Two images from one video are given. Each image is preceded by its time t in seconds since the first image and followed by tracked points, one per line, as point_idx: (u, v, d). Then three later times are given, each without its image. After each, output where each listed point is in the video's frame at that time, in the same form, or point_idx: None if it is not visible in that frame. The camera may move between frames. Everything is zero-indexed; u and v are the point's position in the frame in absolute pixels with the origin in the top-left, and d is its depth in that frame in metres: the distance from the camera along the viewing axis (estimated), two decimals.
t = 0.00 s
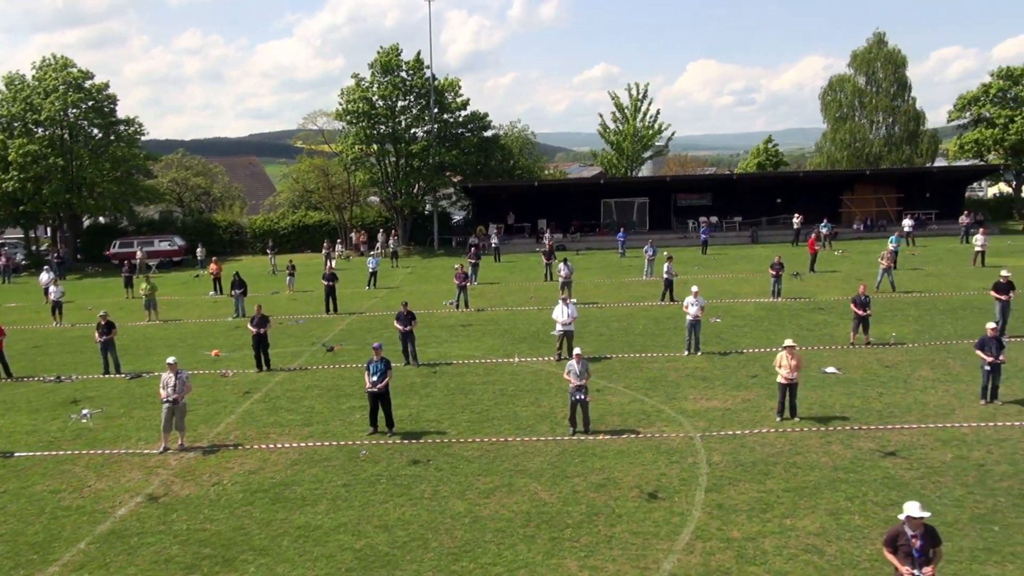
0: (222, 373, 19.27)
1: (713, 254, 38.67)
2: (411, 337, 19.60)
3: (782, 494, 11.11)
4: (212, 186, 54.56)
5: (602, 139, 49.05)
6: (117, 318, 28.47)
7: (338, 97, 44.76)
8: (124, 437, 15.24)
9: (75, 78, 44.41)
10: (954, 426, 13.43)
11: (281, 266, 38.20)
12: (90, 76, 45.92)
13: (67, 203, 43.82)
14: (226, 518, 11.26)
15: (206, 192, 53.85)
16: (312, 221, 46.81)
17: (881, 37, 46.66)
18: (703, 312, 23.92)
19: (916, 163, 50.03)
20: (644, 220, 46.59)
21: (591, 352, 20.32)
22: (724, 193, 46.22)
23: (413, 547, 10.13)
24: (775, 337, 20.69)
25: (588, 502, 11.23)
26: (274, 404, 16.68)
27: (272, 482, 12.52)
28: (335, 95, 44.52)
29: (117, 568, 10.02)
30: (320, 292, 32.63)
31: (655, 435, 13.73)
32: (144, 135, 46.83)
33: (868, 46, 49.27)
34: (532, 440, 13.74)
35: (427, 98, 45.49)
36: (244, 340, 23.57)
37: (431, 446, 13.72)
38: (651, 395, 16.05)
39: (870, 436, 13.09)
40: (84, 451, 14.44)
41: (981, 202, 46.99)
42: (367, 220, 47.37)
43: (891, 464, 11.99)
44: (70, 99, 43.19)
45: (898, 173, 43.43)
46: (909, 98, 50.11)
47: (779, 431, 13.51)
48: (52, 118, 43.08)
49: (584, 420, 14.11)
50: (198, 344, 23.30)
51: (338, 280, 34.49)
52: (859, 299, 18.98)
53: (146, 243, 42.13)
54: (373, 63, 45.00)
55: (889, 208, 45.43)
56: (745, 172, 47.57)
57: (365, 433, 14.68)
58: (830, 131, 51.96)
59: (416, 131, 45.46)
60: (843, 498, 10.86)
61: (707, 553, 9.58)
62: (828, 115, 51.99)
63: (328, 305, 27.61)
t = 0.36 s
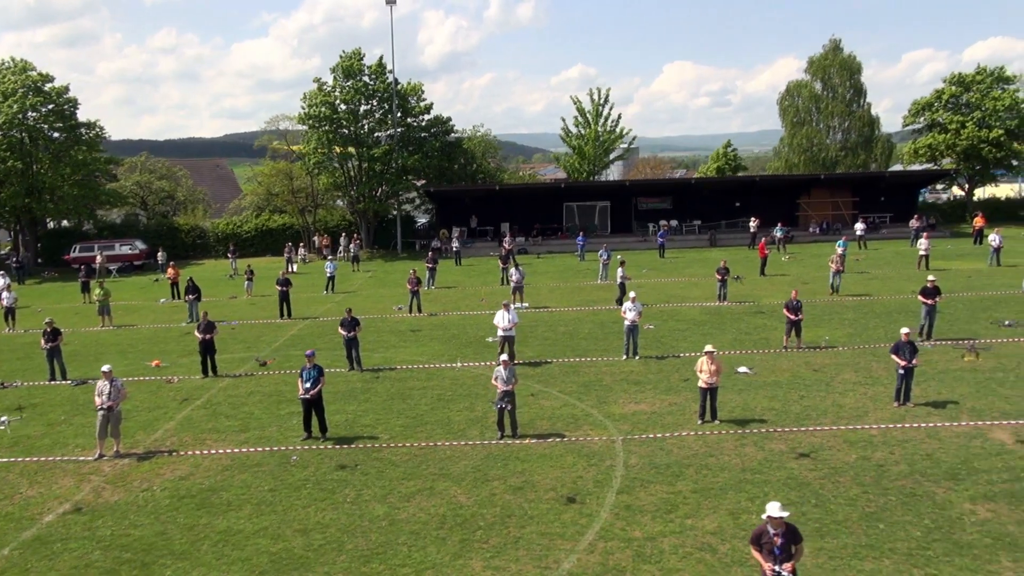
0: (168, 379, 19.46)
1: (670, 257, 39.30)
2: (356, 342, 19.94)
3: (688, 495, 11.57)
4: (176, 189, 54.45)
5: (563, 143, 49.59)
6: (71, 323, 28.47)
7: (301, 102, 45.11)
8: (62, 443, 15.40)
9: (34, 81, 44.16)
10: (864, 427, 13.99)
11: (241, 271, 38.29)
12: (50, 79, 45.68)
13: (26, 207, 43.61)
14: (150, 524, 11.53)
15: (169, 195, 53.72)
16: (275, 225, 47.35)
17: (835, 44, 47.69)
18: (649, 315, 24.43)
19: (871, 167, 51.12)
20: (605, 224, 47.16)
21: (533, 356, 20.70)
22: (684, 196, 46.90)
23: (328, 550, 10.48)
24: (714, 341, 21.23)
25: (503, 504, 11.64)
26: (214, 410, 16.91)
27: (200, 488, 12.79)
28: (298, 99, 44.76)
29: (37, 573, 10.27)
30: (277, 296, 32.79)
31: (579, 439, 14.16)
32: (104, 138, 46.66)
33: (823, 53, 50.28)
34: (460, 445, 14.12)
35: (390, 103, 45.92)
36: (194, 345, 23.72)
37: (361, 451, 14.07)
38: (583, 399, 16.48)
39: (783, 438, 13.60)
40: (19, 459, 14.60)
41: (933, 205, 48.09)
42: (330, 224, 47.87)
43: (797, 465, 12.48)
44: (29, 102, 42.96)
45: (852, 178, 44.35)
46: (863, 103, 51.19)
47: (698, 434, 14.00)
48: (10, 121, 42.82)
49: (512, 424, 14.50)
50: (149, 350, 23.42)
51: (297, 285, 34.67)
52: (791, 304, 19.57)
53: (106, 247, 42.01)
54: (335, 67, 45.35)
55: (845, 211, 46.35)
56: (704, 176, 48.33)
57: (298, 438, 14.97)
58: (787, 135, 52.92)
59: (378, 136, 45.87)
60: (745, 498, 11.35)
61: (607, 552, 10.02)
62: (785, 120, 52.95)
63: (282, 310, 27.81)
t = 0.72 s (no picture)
0: (114, 385, 19.59)
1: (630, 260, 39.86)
2: (303, 347, 20.20)
3: (604, 496, 11.99)
4: (140, 191, 54.21)
5: (527, 146, 50.03)
6: (25, 327, 28.40)
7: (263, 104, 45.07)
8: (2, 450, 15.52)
9: None
10: (784, 429, 14.51)
11: (203, 273, 38.32)
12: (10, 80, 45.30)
13: None
14: (79, 530, 11.76)
15: (133, 196, 53.50)
16: (238, 227, 47.34)
17: (794, 48, 48.58)
18: (597, 319, 24.93)
19: (828, 170, 52.11)
20: (568, 226, 47.62)
21: (479, 359, 21.07)
22: (646, 199, 47.50)
23: (249, 554, 10.80)
24: (656, 344, 21.74)
25: (426, 507, 11.99)
26: (156, 416, 17.10)
27: (133, 493, 13.03)
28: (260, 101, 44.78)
29: None
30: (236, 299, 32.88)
31: (509, 442, 14.55)
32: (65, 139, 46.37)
33: (782, 58, 51.21)
34: (392, 449, 14.47)
35: (353, 106, 46.01)
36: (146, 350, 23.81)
37: (295, 456, 14.37)
38: (519, 403, 16.88)
39: (704, 440, 14.07)
40: None
41: (888, 208, 49.14)
42: (294, 226, 47.93)
43: (713, 467, 12.94)
44: None
45: (809, 181, 45.18)
46: (820, 108, 52.24)
47: (623, 436, 14.44)
48: None
49: (445, 428, 14.86)
50: (100, 355, 23.49)
51: (256, 288, 34.78)
52: (729, 308, 20.14)
53: (67, 249, 41.78)
54: (298, 70, 45.51)
55: (803, 214, 47.22)
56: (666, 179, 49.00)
57: (236, 443, 15.23)
58: (747, 139, 53.72)
59: (342, 138, 45.97)
60: (658, 499, 11.79)
61: (517, 553, 10.42)
62: (745, 124, 53.60)
63: (237, 314, 27.95)
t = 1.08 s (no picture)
0: (59, 390, 19.62)
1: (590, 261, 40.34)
2: (249, 351, 20.34)
3: (527, 499, 12.32)
4: (101, 190, 53.83)
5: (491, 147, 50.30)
6: None
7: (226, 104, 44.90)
8: None
9: None
10: (710, 432, 14.93)
11: (163, 275, 38.17)
12: None
13: None
14: (6, 538, 11.88)
15: (94, 196, 53.11)
16: (200, 227, 47.30)
17: (754, 52, 49.31)
18: (547, 322, 25.27)
19: (787, 172, 52.95)
20: (532, 227, 47.96)
21: (426, 363, 21.31)
22: (608, 200, 47.95)
23: (174, 560, 11.01)
24: (602, 347, 22.11)
25: (352, 512, 12.26)
26: (97, 422, 17.19)
27: (66, 500, 13.17)
28: (223, 102, 44.60)
29: None
30: (193, 301, 32.84)
31: (443, 446, 14.86)
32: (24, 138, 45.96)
33: (742, 62, 51.97)
34: (328, 453, 14.73)
35: (316, 106, 45.97)
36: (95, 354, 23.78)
37: (231, 461, 14.59)
38: (459, 407, 17.16)
39: (632, 443, 14.44)
40: None
41: (845, 209, 50.03)
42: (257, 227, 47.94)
43: (636, 469, 13.31)
44: None
45: (768, 183, 45.90)
46: (780, 111, 53.10)
47: (555, 440, 14.77)
48: None
49: (380, 433, 15.12)
50: (48, 359, 23.42)
51: (214, 290, 34.74)
52: (670, 312, 20.57)
53: (24, 249, 41.40)
54: (260, 70, 45.41)
55: (762, 215, 48.00)
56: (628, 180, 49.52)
57: (174, 448, 15.41)
58: (709, 141, 54.39)
59: (305, 138, 45.91)
60: (578, 502, 12.14)
61: (434, 557, 10.74)
62: (707, 126, 54.22)
63: (191, 316, 27.97)
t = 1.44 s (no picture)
0: (3, 397, 19.56)
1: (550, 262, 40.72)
2: (196, 356, 20.40)
3: (454, 504, 12.59)
4: (61, 190, 53.29)
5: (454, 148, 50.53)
6: None
7: (185, 105, 44.63)
8: None
9: None
10: (641, 435, 15.29)
11: (120, 277, 37.93)
12: None
13: None
14: None
15: (53, 196, 52.55)
16: (161, 228, 47.15)
17: (713, 55, 49.99)
18: (498, 325, 25.52)
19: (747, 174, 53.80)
20: (495, 228, 48.23)
21: (374, 366, 21.48)
22: (571, 201, 48.32)
23: (100, 569, 11.16)
24: (549, 350, 22.41)
25: (282, 519, 12.47)
26: (38, 429, 17.20)
27: None
28: (182, 102, 44.34)
29: None
30: (149, 304, 32.71)
31: (380, 451, 15.09)
32: None
33: (702, 65, 52.66)
34: (265, 459, 14.92)
35: (278, 107, 45.82)
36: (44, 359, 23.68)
37: (168, 468, 14.72)
38: (400, 411, 17.36)
39: (564, 447, 14.76)
40: None
41: (803, 211, 50.89)
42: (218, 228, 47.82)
43: (564, 473, 13.63)
44: None
45: (727, 185, 46.54)
46: (740, 114, 53.90)
47: (489, 444, 15.05)
48: None
49: (318, 439, 15.31)
50: None
51: (171, 292, 34.61)
52: (614, 316, 20.93)
53: None
54: (221, 71, 45.20)
55: (722, 216, 48.68)
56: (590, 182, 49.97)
57: (112, 455, 15.50)
58: (671, 143, 55.07)
59: (266, 139, 45.73)
60: (503, 506, 12.44)
61: (356, 562, 10.99)
62: (669, 128, 54.86)
63: (143, 320, 27.90)
